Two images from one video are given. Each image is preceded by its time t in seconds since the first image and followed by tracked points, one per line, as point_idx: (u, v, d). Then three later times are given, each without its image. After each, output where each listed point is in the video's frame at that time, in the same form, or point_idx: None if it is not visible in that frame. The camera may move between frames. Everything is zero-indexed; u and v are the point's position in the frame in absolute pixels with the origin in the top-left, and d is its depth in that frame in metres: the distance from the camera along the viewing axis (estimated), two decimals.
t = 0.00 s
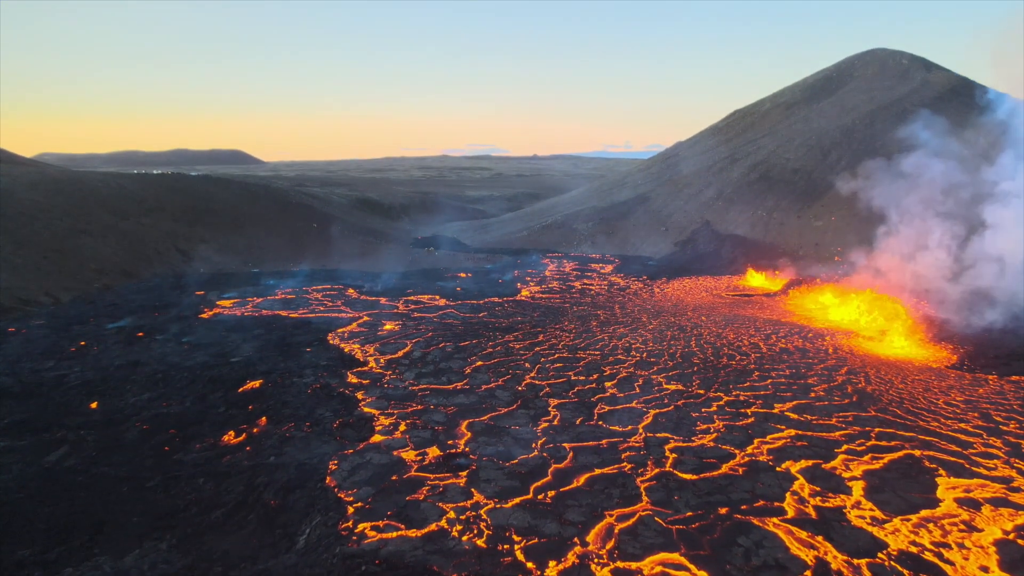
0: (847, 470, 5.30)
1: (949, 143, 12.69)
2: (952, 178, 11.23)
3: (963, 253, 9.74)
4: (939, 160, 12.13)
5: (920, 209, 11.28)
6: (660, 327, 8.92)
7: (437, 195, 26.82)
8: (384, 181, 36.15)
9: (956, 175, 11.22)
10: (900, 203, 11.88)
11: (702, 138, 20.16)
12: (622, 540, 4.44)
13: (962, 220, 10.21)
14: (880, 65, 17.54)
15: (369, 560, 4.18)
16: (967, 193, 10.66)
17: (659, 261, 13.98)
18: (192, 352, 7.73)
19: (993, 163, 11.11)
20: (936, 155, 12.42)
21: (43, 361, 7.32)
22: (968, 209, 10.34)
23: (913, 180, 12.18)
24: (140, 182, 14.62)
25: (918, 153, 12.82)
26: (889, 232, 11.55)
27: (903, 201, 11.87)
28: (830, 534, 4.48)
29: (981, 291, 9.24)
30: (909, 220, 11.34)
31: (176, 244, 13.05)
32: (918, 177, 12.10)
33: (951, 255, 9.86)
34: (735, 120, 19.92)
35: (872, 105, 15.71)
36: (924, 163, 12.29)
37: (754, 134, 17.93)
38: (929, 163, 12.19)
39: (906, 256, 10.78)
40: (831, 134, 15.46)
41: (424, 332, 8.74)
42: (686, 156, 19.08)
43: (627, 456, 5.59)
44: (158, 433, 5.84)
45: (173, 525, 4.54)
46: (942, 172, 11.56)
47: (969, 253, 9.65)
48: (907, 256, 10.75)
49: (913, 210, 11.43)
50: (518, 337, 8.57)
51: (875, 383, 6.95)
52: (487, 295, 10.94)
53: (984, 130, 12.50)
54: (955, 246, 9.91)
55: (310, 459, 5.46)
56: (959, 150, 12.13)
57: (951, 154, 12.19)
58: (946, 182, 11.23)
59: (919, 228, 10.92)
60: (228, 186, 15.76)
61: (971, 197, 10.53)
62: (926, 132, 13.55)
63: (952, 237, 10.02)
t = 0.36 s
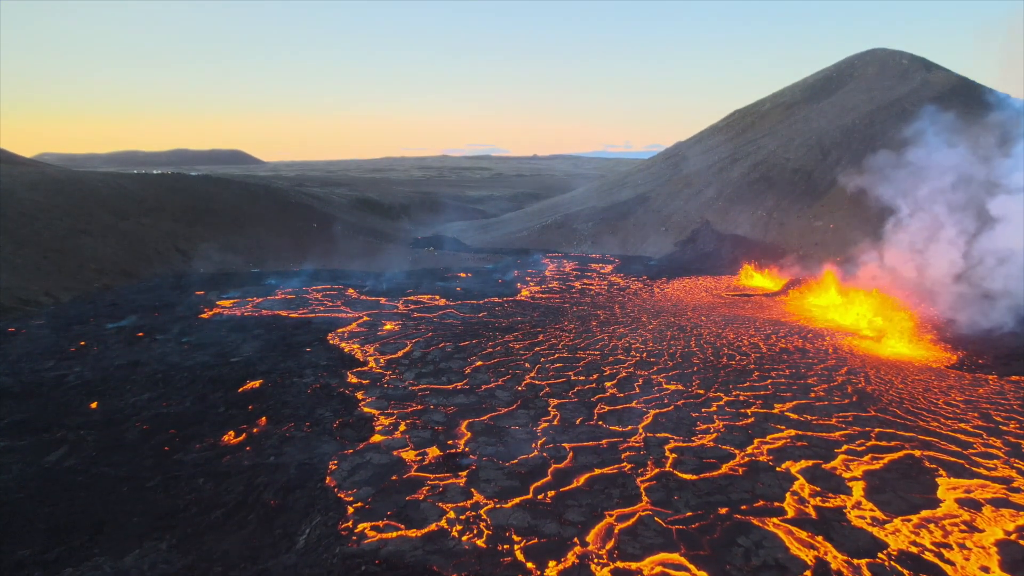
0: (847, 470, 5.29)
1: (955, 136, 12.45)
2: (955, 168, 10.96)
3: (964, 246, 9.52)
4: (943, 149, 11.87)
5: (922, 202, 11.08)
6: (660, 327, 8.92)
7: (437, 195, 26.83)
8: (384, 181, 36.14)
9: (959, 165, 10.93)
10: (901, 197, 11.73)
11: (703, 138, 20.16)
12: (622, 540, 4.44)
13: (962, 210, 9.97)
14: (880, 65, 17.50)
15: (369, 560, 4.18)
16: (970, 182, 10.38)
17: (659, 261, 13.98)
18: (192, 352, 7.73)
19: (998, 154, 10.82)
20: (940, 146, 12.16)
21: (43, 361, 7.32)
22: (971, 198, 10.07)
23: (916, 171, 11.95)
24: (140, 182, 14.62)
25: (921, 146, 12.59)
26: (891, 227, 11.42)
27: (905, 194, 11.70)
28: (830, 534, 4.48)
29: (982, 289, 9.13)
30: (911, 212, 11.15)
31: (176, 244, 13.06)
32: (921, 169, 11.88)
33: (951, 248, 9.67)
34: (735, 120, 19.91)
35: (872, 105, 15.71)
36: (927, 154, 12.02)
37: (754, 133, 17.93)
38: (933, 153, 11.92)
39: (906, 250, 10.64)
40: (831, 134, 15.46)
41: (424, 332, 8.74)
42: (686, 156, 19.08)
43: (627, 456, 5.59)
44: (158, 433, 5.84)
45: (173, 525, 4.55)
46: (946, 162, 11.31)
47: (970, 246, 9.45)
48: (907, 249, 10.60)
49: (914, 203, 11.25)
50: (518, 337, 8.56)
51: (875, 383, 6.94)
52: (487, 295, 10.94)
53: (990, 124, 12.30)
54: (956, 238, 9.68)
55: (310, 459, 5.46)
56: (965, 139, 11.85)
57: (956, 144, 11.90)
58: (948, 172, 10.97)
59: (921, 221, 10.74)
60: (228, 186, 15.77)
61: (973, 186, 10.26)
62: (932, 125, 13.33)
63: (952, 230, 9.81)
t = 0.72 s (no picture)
0: (847, 471, 5.29)
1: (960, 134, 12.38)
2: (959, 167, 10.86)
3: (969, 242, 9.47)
4: (948, 147, 11.82)
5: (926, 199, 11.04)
6: (660, 328, 8.92)
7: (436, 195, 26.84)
8: (384, 181, 36.18)
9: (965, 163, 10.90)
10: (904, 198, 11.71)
11: (703, 138, 20.16)
12: (622, 540, 4.44)
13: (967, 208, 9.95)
14: (880, 65, 17.49)
15: (369, 560, 4.18)
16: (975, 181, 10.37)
17: (658, 261, 13.98)
18: (192, 353, 7.73)
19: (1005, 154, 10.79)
20: (945, 143, 12.11)
21: (43, 361, 7.33)
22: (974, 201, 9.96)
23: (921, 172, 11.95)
24: (140, 183, 14.63)
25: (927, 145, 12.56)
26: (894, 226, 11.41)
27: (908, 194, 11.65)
28: (830, 534, 4.48)
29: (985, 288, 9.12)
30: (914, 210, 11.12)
31: (176, 244, 13.06)
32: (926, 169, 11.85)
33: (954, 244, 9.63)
34: (735, 120, 19.91)
35: (872, 104, 15.71)
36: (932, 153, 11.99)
37: (754, 133, 17.93)
38: (938, 152, 11.89)
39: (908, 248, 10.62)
40: (831, 134, 15.45)
41: (423, 332, 8.75)
42: (686, 156, 19.09)
43: (627, 456, 5.59)
44: (158, 433, 5.84)
45: (173, 525, 4.55)
46: (951, 160, 11.28)
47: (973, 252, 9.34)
48: (910, 247, 10.57)
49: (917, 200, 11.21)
50: (518, 337, 8.57)
51: (875, 383, 6.94)
52: (487, 295, 10.94)
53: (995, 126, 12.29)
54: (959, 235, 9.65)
55: (310, 459, 5.46)
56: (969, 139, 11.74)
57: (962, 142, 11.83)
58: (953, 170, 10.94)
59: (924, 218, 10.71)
60: (228, 186, 15.77)
61: (978, 184, 10.24)
62: (937, 124, 13.27)
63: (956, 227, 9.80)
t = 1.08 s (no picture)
0: (847, 471, 5.29)
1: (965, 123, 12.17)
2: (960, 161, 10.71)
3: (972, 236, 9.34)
4: (952, 137, 11.62)
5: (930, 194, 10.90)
6: (659, 328, 8.92)
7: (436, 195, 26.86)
8: (384, 181, 36.23)
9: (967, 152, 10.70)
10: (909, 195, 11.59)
11: (702, 138, 20.17)
12: (622, 540, 4.44)
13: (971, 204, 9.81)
14: (880, 65, 17.48)
15: (369, 560, 4.18)
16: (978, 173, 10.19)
17: (658, 261, 13.99)
18: (192, 353, 7.73)
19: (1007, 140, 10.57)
20: (948, 133, 11.89)
21: (43, 361, 7.33)
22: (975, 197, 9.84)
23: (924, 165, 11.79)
24: (141, 183, 14.64)
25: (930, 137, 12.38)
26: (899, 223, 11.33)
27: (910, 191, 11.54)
28: (830, 534, 4.48)
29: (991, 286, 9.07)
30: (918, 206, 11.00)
31: (177, 244, 13.07)
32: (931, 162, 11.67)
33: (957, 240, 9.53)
34: (735, 120, 19.92)
35: (871, 104, 15.71)
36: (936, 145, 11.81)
37: (754, 133, 17.92)
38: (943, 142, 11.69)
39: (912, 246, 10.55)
40: (831, 134, 15.45)
41: (423, 332, 8.75)
42: (686, 156, 19.09)
43: (627, 456, 5.59)
44: (158, 433, 5.84)
45: (173, 525, 4.55)
46: (953, 151, 11.09)
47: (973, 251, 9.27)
48: (913, 245, 10.51)
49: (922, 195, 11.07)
50: (518, 337, 8.57)
51: (875, 383, 6.94)
52: (487, 295, 10.94)
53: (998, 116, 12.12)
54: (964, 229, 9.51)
55: (310, 459, 5.46)
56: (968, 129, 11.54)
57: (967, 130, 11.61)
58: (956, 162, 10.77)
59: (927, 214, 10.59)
60: (227, 186, 15.76)
61: (980, 176, 10.07)
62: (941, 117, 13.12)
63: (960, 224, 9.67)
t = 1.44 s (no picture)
0: (846, 471, 5.29)
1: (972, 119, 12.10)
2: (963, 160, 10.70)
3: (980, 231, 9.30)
4: (959, 132, 11.55)
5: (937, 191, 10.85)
6: (658, 328, 8.92)
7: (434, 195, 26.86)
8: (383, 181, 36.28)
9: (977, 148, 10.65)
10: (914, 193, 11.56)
11: (701, 138, 20.18)
12: (621, 541, 4.44)
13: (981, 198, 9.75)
14: (879, 65, 17.49)
15: (368, 560, 4.18)
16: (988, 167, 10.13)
17: (657, 261, 13.98)
18: (191, 353, 7.72)
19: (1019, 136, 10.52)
20: (956, 128, 11.82)
21: (41, 361, 7.33)
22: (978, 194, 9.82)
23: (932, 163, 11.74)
24: (139, 183, 14.63)
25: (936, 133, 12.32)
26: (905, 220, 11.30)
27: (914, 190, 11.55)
28: (829, 534, 4.48)
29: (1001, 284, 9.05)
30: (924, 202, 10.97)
31: (175, 244, 13.05)
32: (938, 158, 11.61)
33: (965, 235, 9.48)
34: (734, 120, 19.92)
35: (870, 105, 15.72)
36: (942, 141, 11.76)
37: (753, 134, 17.93)
38: (950, 137, 11.61)
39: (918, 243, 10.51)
40: (830, 134, 15.45)
41: (423, 332, 8.75)
42: (685, 156, 19.10)
43: (626, 456, 5.59)
44: (157, 433, 5.84)
45: (171, 526, 4.54)
46: (961, 147, 11.04)
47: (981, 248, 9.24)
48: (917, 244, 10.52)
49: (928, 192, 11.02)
50: (516, 337, 8.57)
51: (874, 383, 6.94)
52: (486, 295, 10.94)
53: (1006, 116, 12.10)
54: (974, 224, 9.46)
55: (308, 459, 5.46)
56: (970, 126, 11.55)
57: (975, 125, 11.55)
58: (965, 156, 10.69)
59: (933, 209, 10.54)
60: (226, 186, 15.74)
61: (991, 172, 10.02)
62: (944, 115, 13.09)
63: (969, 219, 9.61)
